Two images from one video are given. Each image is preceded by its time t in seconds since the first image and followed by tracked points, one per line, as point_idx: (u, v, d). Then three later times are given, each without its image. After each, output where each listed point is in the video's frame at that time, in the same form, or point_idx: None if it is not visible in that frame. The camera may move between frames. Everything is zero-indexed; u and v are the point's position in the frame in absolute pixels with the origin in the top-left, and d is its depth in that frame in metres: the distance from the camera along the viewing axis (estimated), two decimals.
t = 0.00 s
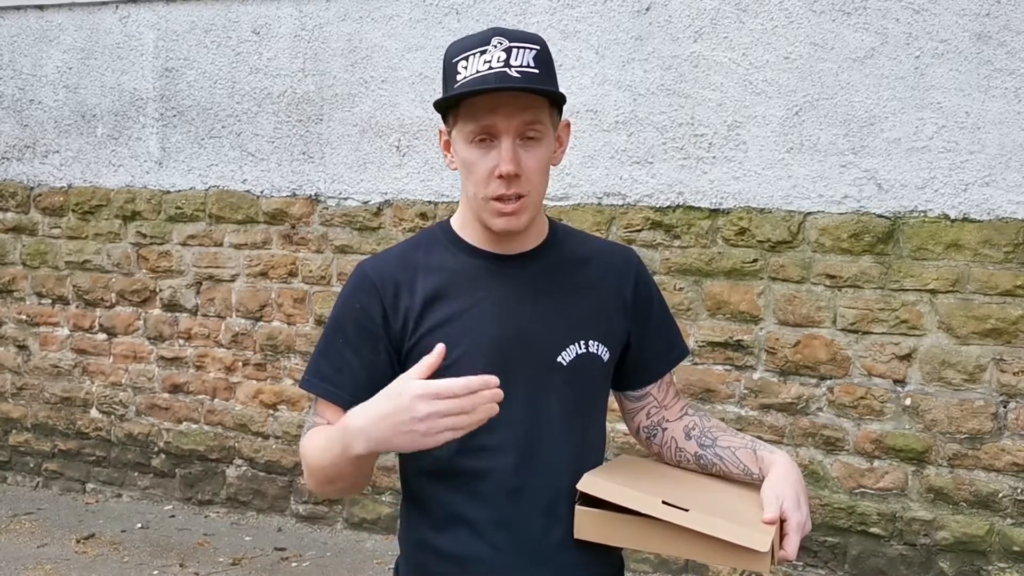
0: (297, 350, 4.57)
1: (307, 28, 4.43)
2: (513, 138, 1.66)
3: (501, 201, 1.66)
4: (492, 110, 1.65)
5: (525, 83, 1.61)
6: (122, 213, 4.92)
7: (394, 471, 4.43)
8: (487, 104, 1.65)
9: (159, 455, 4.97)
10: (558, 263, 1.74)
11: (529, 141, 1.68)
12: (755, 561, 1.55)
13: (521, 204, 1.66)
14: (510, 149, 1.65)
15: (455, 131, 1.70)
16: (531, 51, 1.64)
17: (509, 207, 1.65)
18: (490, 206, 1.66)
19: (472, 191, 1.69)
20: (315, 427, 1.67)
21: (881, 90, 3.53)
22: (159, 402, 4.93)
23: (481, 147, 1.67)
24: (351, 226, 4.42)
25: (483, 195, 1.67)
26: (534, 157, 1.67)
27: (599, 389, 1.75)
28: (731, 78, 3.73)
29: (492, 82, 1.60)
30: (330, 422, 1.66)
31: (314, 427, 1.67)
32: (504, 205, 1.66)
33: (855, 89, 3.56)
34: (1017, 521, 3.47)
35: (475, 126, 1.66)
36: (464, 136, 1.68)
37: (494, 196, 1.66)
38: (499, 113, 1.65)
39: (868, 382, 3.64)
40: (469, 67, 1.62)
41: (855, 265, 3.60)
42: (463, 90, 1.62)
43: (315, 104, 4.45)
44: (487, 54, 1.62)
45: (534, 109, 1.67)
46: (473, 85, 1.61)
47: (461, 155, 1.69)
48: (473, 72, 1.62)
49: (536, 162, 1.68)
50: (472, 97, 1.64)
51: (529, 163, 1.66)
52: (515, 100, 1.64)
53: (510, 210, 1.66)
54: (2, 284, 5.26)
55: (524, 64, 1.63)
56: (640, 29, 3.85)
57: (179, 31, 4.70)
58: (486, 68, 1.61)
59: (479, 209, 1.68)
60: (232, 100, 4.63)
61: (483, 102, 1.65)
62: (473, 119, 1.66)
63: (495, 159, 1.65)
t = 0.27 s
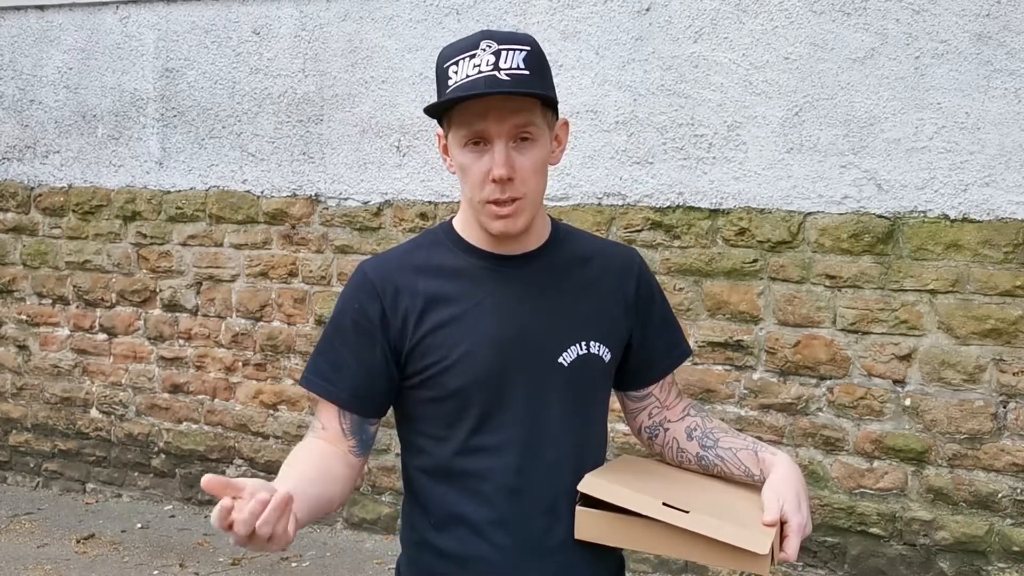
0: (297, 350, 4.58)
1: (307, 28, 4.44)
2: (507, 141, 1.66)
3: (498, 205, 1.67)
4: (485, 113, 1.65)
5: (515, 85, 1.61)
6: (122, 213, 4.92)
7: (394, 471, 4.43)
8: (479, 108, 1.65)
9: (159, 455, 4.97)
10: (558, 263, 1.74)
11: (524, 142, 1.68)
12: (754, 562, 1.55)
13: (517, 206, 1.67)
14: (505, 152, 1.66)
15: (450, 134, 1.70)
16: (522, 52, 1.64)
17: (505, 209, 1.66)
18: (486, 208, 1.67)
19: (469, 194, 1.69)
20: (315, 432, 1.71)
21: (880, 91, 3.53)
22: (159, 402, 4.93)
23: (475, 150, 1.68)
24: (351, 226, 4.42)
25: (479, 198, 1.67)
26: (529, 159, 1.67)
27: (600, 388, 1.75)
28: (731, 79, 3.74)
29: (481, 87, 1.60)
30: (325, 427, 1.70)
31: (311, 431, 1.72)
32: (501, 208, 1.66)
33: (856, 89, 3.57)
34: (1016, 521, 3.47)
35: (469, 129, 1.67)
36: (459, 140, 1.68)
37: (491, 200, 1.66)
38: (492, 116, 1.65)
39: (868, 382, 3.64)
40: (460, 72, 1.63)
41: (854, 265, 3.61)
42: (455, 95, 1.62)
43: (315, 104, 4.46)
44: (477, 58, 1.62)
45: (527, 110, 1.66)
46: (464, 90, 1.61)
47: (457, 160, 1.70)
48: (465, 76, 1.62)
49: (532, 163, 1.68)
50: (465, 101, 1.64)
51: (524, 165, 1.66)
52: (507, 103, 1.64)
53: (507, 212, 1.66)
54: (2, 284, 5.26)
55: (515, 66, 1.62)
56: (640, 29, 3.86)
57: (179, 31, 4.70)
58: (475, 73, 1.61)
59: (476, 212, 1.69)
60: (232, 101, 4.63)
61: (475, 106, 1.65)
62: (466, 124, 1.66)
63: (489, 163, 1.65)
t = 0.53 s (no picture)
0: (297, 350, 4.58)
1: (307, 29, 4.44)
2: (499, 149, 1.66)
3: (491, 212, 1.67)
4: (475, 122, 1.64)
5: (506, 92, 1.60)
6: (123, 213, 4.92)
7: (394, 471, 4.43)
8: (470, 117, 1.64)
9: (159, 455, 4.98)
10: (557, 265, 1.74)
11: (516, 149, 1.67)
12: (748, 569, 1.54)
13: (509, 213, 1.67)
14: (496, 160, 1.65)
15: (442, 141, 1.69)
16: (514, 58, 1.62)
17: (498, 216, 1.66)
18: (479, 215, 1.67)
19: (462, 201, 1.69)
20: (330, 442, 1.75)
21: (881, 91, 3.53)
22: (160, 402, 4.94)
23: (467, 157, 1.67)
24: (352, 226, 4.42)
25: (472, 206, 1.68)
26: (522, 165, 1.67)
27: (600, 389, 1.75)
28: (731, 79, 3.74)
29: (472, 94, 1.59)
30: (338, 437, 1.74)
31: (327, 439, 1.76)
32: (494, 216, 1.66)
33: (856, 90, 3.57)
34: (1017, 521, 3.47)
35: (460, 137, 1.66)
36: (451, 147, 1.68)
37: (484, 208, 1.67)
38: (483, 124, 1.64)
39: (868, 382, 3.64)
40: (452, 78, 1.62)
41: (854, 265, 3.61)
42: (446, 103, 1.61)
43: (315, 105, 4.46)
44: (468, 64, 1.61)
45: (519, 117, 1.65)
46: (454, 98, 1.60)
47: (450, 166, 1.70)
48: (455, 83, 1.61)
49: (524, 170, 1.67)
50: (455, 109, 1.63)
51: (516, 172, 1.66)
52: (497, 111, 1.63)
53: (499, 219, 1.66)
54: (2, 285, 5.27)
55: (506, 72, 1.61)
56: (640, 30, 3.86)
57: (180, 31, 4.71)
58: (466, 79, 1.60)
59: (470, 219, 1.69)
60: (232, 101, 4.63)
61: (466, 114, 1.64)
62: (457, 131, 1.66)
63: (481, 171, 1.65)
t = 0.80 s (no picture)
0: (297, 350, 4.58)
1: (307, 29, 4.44)
2: (493, 149, 1.65)
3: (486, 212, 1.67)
4: (470, 122, 1.64)
5: (499, 91, 1.60)
6: (123, 213, 4.92)
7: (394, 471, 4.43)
8: (464, 117, 1.64)
9: (159, 455, 4.98)
10: (557, 265, 1.74)
11: (511, 149, 1.67)
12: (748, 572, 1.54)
13: (506, 213, 1.67)
14: (491, 160, 1.65)
15: (437, 142, 1.69)
16: (507, 57, 1.63)
17: (494, 217, 1.66)
18: (476, 216, 1.67)
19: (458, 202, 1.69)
20: (327, 443, 1.75)
21: (880, 91, 3.53)
22: (160, 403, 4.94)
23: (462, 157, 1.67)
24: (352, 226, 4.42)
25: (467, 207, 1.68)
26: (516, 165, 1.66)
27: (599, 389, 1.75)
28: (731, 79, 3.74)
29: (465, 95, 1.59)
30: (337, 437, 1.74)
31: (326, 439, 1.76)
32: (489, 216, 1.66)
33: (855, 90, 3.57)
34: (1017, 521, 3.47)
35: (455, 138, 1.66)
36: (446, 148, 1.68)
37: (479, 208, 1.67)
38: (476, 124, 1.64)
39: (868, 382, 3.64)
40: (446, 78, 1.63)
41: (855, 265, 3.61)
42: (439, 104, 1.62)
43: (316, 105, 4.46)
44: (461, 65, 1.62)
45: (513, 117, 1.65)
46: (448, 98, 1.61)
47: (445, 167, 1.70)
48: (449, 83, 1.62)
49: (520, 169, 1.67)
50: (450, 110, 1.63)
51: (512, 172, 1.66)
52: (492, 111, 1.63)
53: (495, 220, 1.66)
54: (2, 285, 5.27)
55: (499, 71, 1.61)
56: (640, 30, 3.86)
57: (180, 32, 4.71)
58: (459, 80, 1.61)
59: (466, 220, 1.69)
60: (232, 101, 4.63)
61: (460, 114, 1.64)
62: (451, 132, 1.66)
63: (476, 171, 1.65)
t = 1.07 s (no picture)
0: (297, 350, 4.58)
1: (308, 29, 4.44)
2: (510, 139, 1.67)
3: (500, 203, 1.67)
4: (489, 110, 1.65)
5: (521, 81, 1.61)
6: (123, 213, 4.92)
7: (395, 471, 4.43)
8: (483, 105, 1.65)
9: (159, 455, 4.98)
10: (562, 264, 1.74)
11: (527, 140, 1.69)
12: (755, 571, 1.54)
13: (520, 204, 1.67)
14: (508, 149, 1.66)
15: (453, 132, 1.70)
16: (528, 51, 1.65)
17: (508, 207, 1.66)
18: (489, 206, 1.67)
19: (471, 193, 1.69)
20: (325, 440, 1.73)
21: (881, 91, 3.53)
22: (160, 403, 4.94)
23: (479, 147, 1.68)
24: (352, 226, 4.42)
25: (481, 196, 1.67)
26: (532, 156, 1.68)
27: (603, 389, 1.75)
28: (732, 79, 3.74)
29: (488, 82, 1.60)
30: (337, 435, 1.72)
31: (324, 437, 1.73)
32: (504, 206, 1.66)
33: (856, 90, 3.57)
34: (1017, 521, 3.47)
35: (472, 126, 1.67)
36: (463, 137, 1.69)
37: (494, 198, 1.67)
38: (495, 113, 1.65)
39: (868, 382, 3.64)
40: (466, 68, 1.63)
41: (855, 265, 3.61)
42: (460, 90, 1.62)
43: (316, 105, 4.46)
44: (482, 55, 1.63)
45: (532, 108, 1.67)
46: (470, 85, 1.61)
47: (460, 157, 1.70)
48: (470, 72, 1.62)
49: (535, 161, 1.68)
50: (469, 97, 1.65)
51: (527, 163, 1.67)
52: (511, 100, 1.65)
53: (509, 210, 1.66)
54: (2, 285, 5.27)
55: (520, 63, 1.63)
56: (641, 30, 3.86)
57: (180, 31, 4.71)
58: (481, 68, 1.61)
59: (478, 211, 1.69)
60: (233, 101, 4.64)
61: (480, 102, 1.65)
62: (470, 121, 1.67)
63: (492, 160, 1.66)
